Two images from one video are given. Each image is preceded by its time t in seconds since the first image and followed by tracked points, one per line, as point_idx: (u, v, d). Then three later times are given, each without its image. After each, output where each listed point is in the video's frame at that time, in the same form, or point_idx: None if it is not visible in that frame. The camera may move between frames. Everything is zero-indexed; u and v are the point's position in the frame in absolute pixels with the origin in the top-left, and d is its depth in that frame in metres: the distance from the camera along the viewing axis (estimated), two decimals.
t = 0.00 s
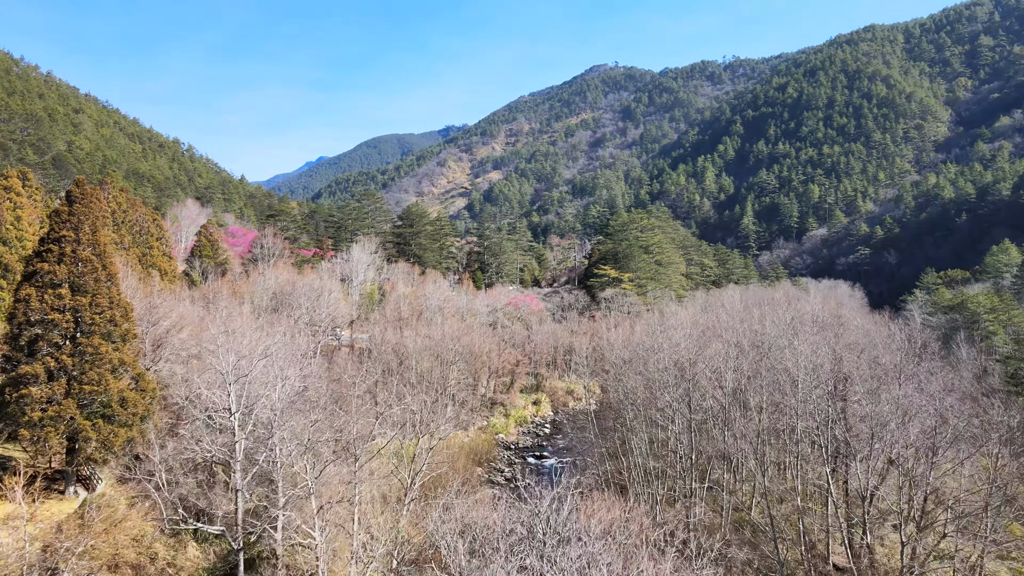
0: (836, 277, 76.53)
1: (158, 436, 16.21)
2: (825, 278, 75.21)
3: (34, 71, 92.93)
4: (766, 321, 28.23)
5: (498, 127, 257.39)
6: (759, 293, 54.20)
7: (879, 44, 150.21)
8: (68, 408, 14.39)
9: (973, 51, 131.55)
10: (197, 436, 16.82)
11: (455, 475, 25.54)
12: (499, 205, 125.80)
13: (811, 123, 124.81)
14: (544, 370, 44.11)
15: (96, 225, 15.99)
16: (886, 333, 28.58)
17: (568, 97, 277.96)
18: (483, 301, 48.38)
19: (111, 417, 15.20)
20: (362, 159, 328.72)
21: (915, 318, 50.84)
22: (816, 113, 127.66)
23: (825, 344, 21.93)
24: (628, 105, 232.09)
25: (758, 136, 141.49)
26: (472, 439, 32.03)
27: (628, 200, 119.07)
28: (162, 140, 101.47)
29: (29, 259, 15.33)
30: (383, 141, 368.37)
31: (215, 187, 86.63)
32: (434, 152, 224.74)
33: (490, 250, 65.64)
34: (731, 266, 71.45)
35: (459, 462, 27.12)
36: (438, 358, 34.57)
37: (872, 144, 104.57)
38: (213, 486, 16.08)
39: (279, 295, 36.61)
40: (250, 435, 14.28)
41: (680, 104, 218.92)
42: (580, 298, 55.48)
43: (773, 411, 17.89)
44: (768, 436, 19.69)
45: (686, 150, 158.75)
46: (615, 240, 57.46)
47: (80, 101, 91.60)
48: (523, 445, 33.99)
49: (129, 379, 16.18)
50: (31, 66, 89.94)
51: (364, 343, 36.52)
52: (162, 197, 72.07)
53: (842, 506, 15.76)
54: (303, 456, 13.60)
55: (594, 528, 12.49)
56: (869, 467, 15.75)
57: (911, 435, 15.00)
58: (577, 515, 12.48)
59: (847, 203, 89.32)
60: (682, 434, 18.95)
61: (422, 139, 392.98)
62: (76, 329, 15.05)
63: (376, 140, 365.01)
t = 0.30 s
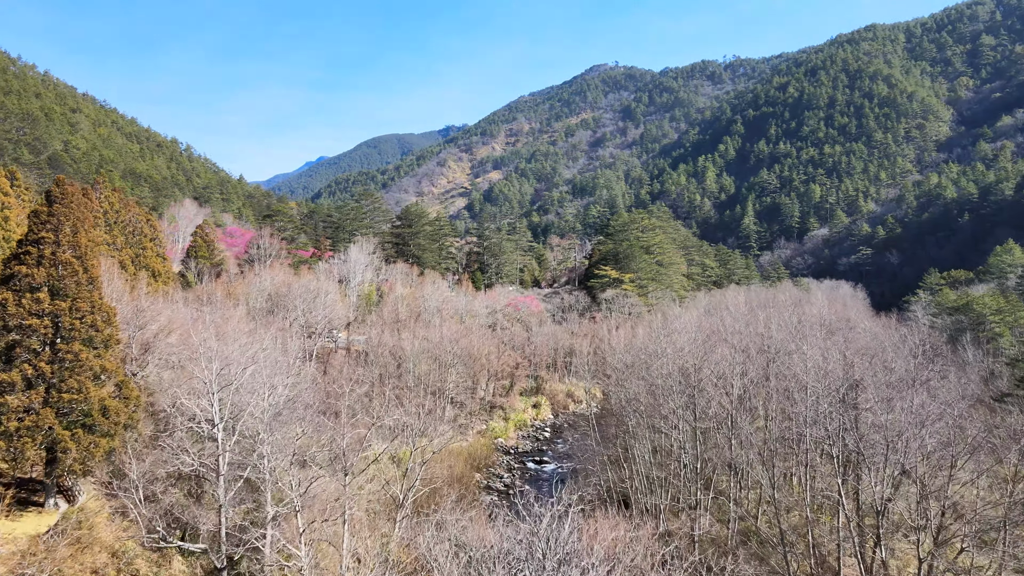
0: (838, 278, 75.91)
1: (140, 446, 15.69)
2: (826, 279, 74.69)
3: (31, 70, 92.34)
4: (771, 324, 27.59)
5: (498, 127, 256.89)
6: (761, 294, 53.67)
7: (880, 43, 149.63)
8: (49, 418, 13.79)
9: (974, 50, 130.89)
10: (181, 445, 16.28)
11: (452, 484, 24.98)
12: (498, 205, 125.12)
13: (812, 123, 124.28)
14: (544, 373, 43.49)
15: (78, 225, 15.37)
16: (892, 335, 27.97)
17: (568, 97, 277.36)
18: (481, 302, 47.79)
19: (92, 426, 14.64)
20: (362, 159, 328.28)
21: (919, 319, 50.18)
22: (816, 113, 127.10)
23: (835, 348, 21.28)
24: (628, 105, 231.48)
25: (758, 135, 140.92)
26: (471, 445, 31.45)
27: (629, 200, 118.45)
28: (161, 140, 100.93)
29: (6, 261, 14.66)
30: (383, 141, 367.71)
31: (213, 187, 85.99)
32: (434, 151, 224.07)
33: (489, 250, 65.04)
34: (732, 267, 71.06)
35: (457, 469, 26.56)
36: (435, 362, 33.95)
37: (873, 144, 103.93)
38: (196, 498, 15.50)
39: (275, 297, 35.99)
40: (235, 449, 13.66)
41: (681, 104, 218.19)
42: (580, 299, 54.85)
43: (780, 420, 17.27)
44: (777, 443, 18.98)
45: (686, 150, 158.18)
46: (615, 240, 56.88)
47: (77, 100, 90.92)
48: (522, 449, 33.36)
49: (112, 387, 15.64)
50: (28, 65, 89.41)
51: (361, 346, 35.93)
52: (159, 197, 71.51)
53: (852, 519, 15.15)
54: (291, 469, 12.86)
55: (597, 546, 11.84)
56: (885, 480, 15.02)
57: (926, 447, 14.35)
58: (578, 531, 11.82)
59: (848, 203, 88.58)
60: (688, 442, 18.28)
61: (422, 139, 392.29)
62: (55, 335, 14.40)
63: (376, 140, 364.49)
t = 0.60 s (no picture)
0: (840, 278, 75.27)
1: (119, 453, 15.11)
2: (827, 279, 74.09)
3: (28, 70, 91.61)
4: (778, 329, 26.80)
5: (498, 126, 256.29)
6: (763, 296, 53.01)
7: (882, 43, 148.94)
8: (24, 429, 13.12)
9: (976, 50, 130.16)
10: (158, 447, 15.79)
11: (448, 492, 24.31)
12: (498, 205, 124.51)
13: (813, 122, 123.63)
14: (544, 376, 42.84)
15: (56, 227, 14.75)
16: (899, 339, 27.30)
17: (568, 97, 276.78)
18: (480, 303, 47.06)
19: (71, 437, 13.95)
20: (362, 159, 327.75)
21: (922, 321, 49.50)
22: (817, 112, 126.44)
23: (845, 353, 20.58)
24: (629, 104, 230.83)
25: (759, 135, 140.31)
26: (469, 450, 30.81)
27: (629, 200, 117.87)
28: (158, 140, 100.24)
29: None
30: (383, 141, 367.06)
31: (211, 187, 85.38)
32: (433, 151, 223.44)
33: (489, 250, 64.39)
34: (734, 268, 70.52)
35: (454, 476, 25.90)
36: (432, 365, 33.29)
37: (875, 143, 103.29)
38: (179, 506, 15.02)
39: (270, 298, 35.36)
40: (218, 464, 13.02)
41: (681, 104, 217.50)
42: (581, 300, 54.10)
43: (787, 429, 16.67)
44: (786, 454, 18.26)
45: (687, 150, 157.57)
46: (616, 241, 56.19)
47: (74, 99, 90.32)
48: (521, 454, 32.66)
49: (91, 395, 14.97)
50: (25, 64, 88.67)
51: (358, 348, 35.22)
52: (156, 197, 70.87)
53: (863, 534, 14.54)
54: (277, 482, 12.15)
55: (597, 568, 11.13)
56: (902, 493, 14.32)
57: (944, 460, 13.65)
58: (578, 551, 11.13)
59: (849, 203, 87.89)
60: (693, 452, 17.60)
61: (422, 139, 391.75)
62: (32, 341, 13.76)
63: (376, 140, 363.95)
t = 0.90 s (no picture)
0: (841, 279, 74.66)
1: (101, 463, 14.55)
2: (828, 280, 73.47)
3: (25, 68, 90.91)
4: (783, 332, 26.15)
5: (498, 126, 255.68)
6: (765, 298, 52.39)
7: (883, 42, 148.20)
8: None
9: (977, 49, 129.42)
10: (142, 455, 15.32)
11: (445, 500, 23.71)
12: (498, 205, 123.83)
13: (814, 122, 122.91)
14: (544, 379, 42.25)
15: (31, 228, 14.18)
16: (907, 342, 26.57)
17: (568, 97, 276.20)
18: (479, 304, 46.40)
19: (47, 450, 13.28)
20: (362, 159, 327.08)
21: (925, 322, 48.82)
22: (819, 112, 125.74)
23: (854, 359, 19.90)
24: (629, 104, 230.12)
25: (760, 135, 139.63)
26: (467, 455, 30.17)
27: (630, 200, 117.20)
28: (156, 140, 99.59)
29: None
30: (383, 141, 366.40)
31: (209, 187, 84.72)
32: (433, 151, 222.77)
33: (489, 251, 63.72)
34: (735, 268, 69.98)
35: (452, 483, 25.27)
36: (428, 368, 32.59)
37: (876, 143, 102.63)
38: (163, 520, 14.46)
39: (264, 299, 34.67)
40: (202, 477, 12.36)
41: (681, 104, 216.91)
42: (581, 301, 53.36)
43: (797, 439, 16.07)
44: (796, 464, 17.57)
45: (687, 150, 156.94)
46: (616, 241, 55.50)
47: (70, 98, 89.56)
48: (520, 459, 32.00)
49: (70, 404, 14.34)
50: (21, 64, 87.99)
51: (354, 351, 34.55)
52: (153, 197, 70.25)
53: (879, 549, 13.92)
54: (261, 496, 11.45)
55: None
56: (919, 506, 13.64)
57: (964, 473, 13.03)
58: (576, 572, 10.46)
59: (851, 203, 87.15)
60: (698, 462, 16.97)
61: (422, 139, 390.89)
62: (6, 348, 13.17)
63: (376, 140, 363.36)
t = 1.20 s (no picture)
0: (842, 279, 73.92)
1: (79, 475, 14.06)
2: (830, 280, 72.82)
3: (23, 68, 90.48)
4: (789, 336, 25.46)
5: (498, 126, 255.11)
6: (768, 299, 51.65)
7: (884, 42, 147.50)
8: None
9: (979, 48, 128.70)
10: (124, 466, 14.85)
11: (441, 508, 23.02)
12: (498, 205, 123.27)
13: (815, 121, 122.24)
14: (543, 381, 41.62)
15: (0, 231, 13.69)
16: (915, 345, 25.85)
17: (569, 96, 275.68)
18: (478, 305, 45.71)
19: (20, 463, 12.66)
20: (362, 159, 326.61)
21: (929, 324, 48.05)
22: (820, 112, 125.06)
23: (865, 364, 19.20)
24: (630, 104, 229.42)
25: (761, 135, 138.90)
26: (465, 460, 29.51)
27: (630, 200, 116.66)
28: (154, 139, 99.07)
29: None
30: (383, 141, 365.95)
31: (207, 186, 84.16)
32: (433, 151, 222.25)
33: (488, 251, 63.06)
34: (736, 268, 69.26)
35: (449, 490, 24.63)
36: (425, 372, 31.86)
37: (878, 142, 101.89)
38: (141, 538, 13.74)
39: (258, 300, 34.01)
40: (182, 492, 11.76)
41: (681, 103, 216.34)
42: (581, 302, 52.65)
43: (806, 450, 15.47)
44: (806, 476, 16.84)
45: (688, 149, 156.26)
46: (617, 241, 54.84)
47: (68, 98, 88.93)
48: (520, 464, 31.27)
49: (47, 414, 13.77)
50: (19, 63, 87.58)
51: (350, 354, 33.86)
52: (150, 196, 69.70)
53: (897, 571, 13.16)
54: (241, 515, 10.70)
55: None
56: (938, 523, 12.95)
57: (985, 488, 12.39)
58: None
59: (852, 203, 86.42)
60: (703, 474, 16.30)
61: (422, 139, 390.68)
62: None
63: (376, 140, 363.02)
